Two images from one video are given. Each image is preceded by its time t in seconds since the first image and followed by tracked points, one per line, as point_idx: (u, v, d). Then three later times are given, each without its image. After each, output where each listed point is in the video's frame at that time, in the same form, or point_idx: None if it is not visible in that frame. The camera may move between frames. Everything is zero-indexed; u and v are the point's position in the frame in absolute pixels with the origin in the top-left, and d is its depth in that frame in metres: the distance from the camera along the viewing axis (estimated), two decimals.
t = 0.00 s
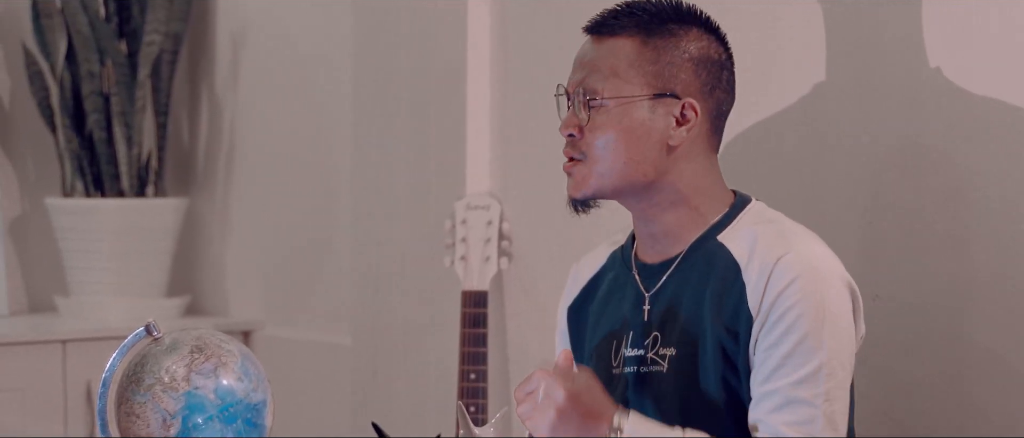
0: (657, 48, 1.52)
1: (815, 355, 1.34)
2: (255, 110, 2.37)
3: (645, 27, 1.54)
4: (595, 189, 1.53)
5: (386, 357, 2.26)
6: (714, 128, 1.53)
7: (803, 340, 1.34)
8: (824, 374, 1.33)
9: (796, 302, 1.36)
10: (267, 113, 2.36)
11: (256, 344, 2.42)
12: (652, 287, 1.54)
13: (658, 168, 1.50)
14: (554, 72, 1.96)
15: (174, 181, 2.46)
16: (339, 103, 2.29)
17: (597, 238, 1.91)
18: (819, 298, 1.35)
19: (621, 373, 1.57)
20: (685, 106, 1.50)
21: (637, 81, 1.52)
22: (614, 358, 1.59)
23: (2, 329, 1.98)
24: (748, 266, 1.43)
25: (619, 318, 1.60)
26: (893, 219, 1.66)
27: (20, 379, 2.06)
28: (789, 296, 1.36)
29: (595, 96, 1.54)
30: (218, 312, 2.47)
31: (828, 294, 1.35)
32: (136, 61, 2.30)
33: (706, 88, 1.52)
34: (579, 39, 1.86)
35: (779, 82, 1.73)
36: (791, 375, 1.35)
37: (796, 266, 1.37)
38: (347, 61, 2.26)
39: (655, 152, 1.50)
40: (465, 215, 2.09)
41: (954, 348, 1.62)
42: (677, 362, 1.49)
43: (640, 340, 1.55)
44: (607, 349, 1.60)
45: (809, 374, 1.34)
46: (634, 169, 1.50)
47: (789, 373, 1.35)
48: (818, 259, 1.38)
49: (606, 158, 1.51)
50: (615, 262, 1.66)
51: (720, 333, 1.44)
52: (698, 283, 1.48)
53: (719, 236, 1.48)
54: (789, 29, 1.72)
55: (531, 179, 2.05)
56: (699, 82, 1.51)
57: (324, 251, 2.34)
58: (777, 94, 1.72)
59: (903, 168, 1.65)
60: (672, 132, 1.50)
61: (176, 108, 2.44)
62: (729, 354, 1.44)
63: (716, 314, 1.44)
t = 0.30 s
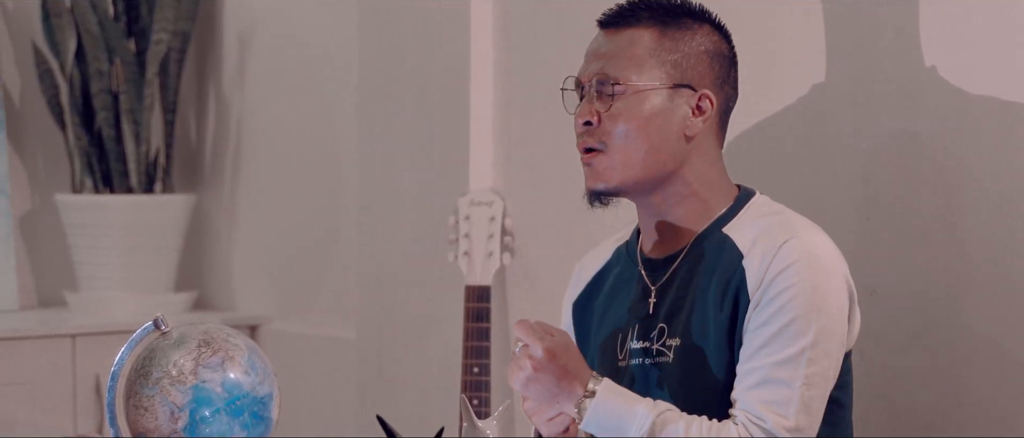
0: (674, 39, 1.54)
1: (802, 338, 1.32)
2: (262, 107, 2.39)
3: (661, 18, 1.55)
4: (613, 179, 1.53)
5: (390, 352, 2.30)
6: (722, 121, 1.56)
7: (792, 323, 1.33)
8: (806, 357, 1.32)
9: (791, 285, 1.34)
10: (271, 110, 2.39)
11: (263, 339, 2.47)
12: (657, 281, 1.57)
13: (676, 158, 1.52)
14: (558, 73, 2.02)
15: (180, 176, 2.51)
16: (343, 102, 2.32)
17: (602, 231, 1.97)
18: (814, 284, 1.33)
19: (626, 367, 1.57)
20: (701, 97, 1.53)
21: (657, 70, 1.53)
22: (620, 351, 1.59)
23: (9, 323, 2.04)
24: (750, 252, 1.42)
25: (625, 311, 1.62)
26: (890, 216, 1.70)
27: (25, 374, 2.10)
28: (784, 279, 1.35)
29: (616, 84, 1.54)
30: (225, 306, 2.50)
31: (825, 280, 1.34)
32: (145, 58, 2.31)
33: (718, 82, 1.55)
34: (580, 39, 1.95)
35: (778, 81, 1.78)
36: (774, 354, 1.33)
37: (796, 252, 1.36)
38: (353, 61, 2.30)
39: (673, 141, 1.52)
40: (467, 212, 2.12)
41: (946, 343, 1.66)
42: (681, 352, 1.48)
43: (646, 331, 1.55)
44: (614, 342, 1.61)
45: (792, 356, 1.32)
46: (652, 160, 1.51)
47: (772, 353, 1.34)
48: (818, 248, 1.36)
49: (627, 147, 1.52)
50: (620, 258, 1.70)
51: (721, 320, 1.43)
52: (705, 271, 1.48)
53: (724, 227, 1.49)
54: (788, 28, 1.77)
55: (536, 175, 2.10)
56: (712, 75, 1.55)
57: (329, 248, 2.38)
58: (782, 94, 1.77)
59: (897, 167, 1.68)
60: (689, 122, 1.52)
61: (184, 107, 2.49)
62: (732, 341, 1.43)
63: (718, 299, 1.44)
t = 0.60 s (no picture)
0: (687, 35, 1.57)
1: (805, 333, 1.36)
2: (269, 106, 2.41)
3: (675, 15, 1.59)
4: (620, 171, 1.58)
5: (395, 345, 2.35)
6: (734, 117, 1.59)
7: (797, 317, 1.36)
8: (809, 351, 1.35)
9: (797, 281, 1.37)
10: (276, 110, 2.41)
11: (269, 333, 2.48)
12: (666, 272, 1.60)
13: (683, 152, 1.56)
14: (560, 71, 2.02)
15: (190, 171, 2.54)
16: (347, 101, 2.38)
17: (600, 232, 1.96)
18: (819, 280, 1.37)
19: (632, 355, 1.61)
20: (712, 93, 1.55)
21: (668, 65, 1.56)
22: (628, 340, 1.63)
23: (19, 317, 2.10)
24: (757, 246, 1.45)
25: (633, 303, 1.66)
26: (885, 212, 1.73)
27: (36, 367, 2.13)
28: (790, 274, 1.38)
29: (628, 78, 1.58)
30: (232, 301, 2.53)
31: (829, 277, 1.37)
32: (153, 57, 2.35)
33: (730, 78, 1.58)
34: (579, 39, 1.94)
35: (783, 81, 1.77)
36: (777, 347, 1.37)
37: (802, 248, 1.39)
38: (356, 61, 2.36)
39: (681, 136, 1.55)
40: (471, 207, 2.20)
41: (941, 336, 1.69)
42: (687, 343, 1.52)
43: (653, 322, 1.59)
44: (621, 332, 1.65)
45: (795, 349, 1.36)
46: (659, 152, 1.56)
47: (776, 346, 1.37)
48: (823, 244, 1.39)
49: (634, 140, 1.57)
50: (631, 251, 1.74)
51: (728, 312, 1.46)
52: (713, 263, 1.51)
53: (732, 222, 1.52)
54: (789, 29, 1.77)
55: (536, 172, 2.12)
56: (724, 72, 1.57)
57: (332, 244, 2.42)
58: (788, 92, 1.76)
59: (894, 164, 1.72)
60: (698, 118, 1.55)
61: (192, 105, 2.51)
62: (738, 334, 1.47)
63: (724, 292, 1.47)
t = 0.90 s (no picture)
0: (702, 33, 1.62)
1: (831, 332, 1.42)
2: (276, 104, 2.43)
3: (693, 12, 1.64)
4: (623, 157, 1.63)
5: (399, 338, 2.39)
6: (741, 118, 1.63)
7: (818, 318, 1.42)
8: (839, 348, 1.42)
9: (811, 282, 1.43)
10: (283, 108, 2.44)
11: (275, 327, 2.53)
12: (671, 267, 1.64)
13: (686, 146, 1.61)
14: (569, 70, 2.04)
15: (197, 167, 2.58)
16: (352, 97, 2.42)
17: (607, 227, 2.00)
18: (830, 278, 1.43)
19: (638, 349, 1.66)
20: (720, 91, 1.60)
21: (679, 60, 1.61)
22: (633, 334, 1.68)
23: (28, 313, 2.09)
24: (763, 246, 1.50)
25: (639, 297, 1.69)
26: (884, 207, 1.76)
27: (45, 362, 2.16)
28: (803, 276, 1.44)
29: (640, 67, 1.64)
30: (238, 295, 2.56)
31: (839, 271, 1.43)
32: (161, 56, 2.40)
33: (741, 80, 1.62)
34: (580, 39, 1.98)
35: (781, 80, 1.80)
36: (807, 350, 1.43)
37: (808, 248, 1.45)
38: (362, 59, 2.39)
39: (685, 129, 1.60)
40: (474, 204, 2.19)
41: (938, 329, 1.72)
42: (691, 338, 1.57)
43: (658, 316, 1.63)
44: (627, 327, 1.69)
45: (826, 349, 1.42)
46: (663, 143, 1.61)
47: (805, 349, 1.43)
48: (826, 239, 1.45)
49: (639, 128, 1.62)
50: (637, 246, 1.76)
51: (738, 310, 1.52)
52: (716, 261, 1.56)
53: (737, 218, 1.57)
54: (787, 28, 1.80)
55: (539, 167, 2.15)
56: (735, 72, 1.62)
57: (341, 241, 2.45)
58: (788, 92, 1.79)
59: (894, 162, 1.74)
60: (704, 114, 1.60)
61: (199, 102, 2.54)
62: (747, 332, 1.52)
63: (733, 289, 1.52)
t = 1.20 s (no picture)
0: (717, 30, 1.67)
1: (838, 323, 1.48)
2: (281, 102, 2.51)
3: (708, 10, 1.69)
4: (639, 152, 1.66)
5: (402, 333, 2.42)
6: (753, 116, 1.68)
7: (825, 310, 1.49)
8: (847, 339, 1.48)
9: (817, 275, 1.50)
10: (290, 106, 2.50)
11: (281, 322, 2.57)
12: (676, 260, 1.69)
13: (700, 141, 1.65)
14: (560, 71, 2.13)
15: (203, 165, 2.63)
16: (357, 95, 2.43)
17: (610, 223, 2.04)
18: (834, 270, 1.49)
19: (643, 341, 1.70)
20: (734, 87, 1.65)
21: (697, 55, 1.66)
22: (637, 327, 1.71)
23: (37, 305, 2.18)
24: (768, 242, 1.57)
25: (644, 289, 1.73)
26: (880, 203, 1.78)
27: (51, 355, 2.21)
28: (809, 270, 1.50)
29: (657, 62, 1.68)
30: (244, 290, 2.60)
31: (843, 264, 1.50)
32: (168, 54, 2.43)
33: (754, 77, 1.68)
34: (580, 39, 2.08)
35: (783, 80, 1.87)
36: (816, 342, 1.49)
37: (812, 242, 1.51)
38: (368, 57, 2.40)
39: (700, 124, 1.64)
40: (477, 200, 2.22)
41: (934, 324, 1.75)
42: (697, 330, 1.61)
43: (663, 309, 1.68)
44: (631, 320, 1.73)
45: (835, 340, 1.48)
46: (679, 138, 1.64)
47: (814, 341, 1.49)
48: (830, 234, 1.52)
49: (656, 122, 1.65)
50: (641, 240, 1.80)
51: (744, 303, 1.57)
52: (720, 255, 1.62)
53: (741, 213, 1.62)
54: (788, 27, 1.87)
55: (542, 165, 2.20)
56: (749, 70, 1.67)
57: (344, 236, 2.49)
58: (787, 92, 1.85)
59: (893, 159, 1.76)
60: (719, 109, 1.65)
61: (205, 101, 2.61)
62: (752, 326, 1.57)
63: (739, 282, 1.58)
